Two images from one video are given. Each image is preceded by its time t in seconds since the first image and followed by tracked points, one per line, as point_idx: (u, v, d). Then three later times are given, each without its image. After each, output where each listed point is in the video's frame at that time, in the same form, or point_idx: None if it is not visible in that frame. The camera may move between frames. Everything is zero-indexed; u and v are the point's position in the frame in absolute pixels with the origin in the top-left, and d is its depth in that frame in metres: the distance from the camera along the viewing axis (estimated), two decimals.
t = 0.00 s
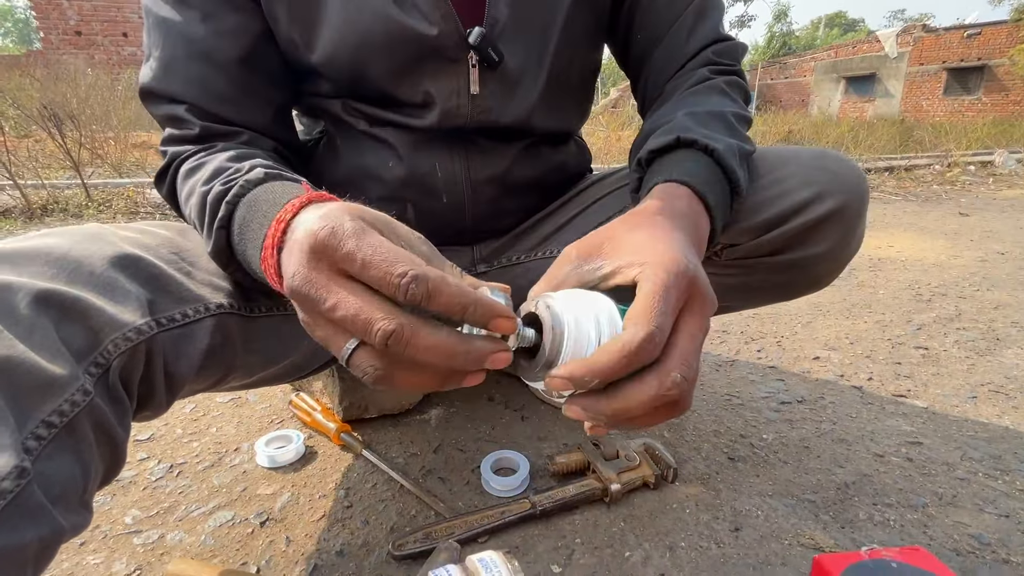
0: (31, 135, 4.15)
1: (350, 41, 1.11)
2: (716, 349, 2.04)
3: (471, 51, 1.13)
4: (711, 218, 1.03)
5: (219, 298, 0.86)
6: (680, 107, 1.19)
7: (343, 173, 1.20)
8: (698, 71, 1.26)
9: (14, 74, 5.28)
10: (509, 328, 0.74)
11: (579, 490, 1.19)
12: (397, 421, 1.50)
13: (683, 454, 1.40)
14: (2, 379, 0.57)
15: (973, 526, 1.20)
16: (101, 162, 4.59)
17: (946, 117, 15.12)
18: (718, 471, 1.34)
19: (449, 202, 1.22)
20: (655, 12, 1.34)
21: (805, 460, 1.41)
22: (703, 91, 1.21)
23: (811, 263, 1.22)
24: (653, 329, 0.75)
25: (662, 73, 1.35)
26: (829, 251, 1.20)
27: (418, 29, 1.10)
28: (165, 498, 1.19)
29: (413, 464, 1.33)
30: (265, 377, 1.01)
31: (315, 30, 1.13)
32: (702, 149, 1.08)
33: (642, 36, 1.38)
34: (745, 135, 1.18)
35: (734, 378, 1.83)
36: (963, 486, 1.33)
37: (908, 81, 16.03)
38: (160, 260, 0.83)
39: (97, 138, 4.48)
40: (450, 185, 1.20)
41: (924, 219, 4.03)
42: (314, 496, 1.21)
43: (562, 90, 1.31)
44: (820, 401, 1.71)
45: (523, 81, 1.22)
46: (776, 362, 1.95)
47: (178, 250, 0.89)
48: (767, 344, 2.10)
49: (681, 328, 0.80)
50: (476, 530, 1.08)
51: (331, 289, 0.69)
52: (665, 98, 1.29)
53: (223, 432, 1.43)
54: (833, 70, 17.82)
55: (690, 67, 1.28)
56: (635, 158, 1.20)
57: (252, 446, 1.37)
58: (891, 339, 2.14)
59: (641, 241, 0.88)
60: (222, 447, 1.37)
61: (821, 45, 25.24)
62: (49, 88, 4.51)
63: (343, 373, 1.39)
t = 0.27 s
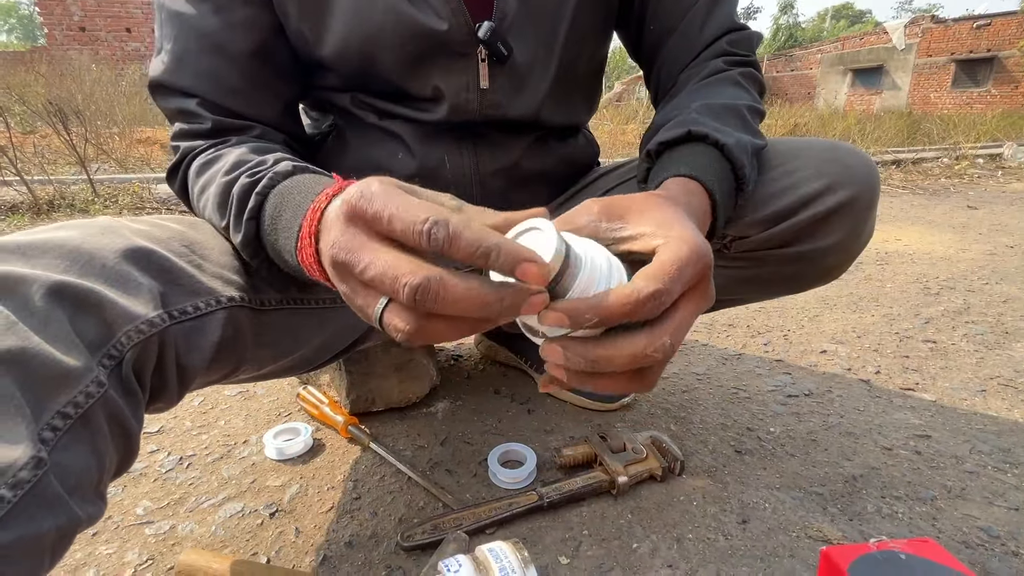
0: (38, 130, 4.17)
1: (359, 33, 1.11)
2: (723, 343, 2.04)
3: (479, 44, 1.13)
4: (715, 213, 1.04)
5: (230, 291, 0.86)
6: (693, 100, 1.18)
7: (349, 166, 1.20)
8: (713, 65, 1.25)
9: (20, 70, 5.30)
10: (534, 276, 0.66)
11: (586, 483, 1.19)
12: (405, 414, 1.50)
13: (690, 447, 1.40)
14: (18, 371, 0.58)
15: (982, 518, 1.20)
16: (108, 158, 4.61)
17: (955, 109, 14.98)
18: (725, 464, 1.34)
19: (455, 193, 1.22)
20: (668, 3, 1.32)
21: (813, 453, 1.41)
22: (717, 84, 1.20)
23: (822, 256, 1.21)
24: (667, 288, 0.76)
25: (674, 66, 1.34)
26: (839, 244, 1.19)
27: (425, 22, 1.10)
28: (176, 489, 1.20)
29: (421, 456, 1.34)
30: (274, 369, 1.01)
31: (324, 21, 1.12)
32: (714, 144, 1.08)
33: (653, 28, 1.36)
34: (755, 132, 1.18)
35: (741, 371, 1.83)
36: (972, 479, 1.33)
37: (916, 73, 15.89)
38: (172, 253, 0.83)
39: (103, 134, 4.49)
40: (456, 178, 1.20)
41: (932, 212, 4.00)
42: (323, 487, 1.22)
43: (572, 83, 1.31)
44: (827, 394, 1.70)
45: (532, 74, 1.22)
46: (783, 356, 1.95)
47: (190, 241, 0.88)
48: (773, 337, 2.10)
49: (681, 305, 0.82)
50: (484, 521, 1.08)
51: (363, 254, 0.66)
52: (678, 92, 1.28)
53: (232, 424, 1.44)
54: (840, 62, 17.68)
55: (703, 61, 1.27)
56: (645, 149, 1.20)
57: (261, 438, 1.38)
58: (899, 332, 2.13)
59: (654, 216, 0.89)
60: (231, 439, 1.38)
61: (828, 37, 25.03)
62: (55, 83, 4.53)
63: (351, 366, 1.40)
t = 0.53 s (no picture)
0: (42, 131, 4.18)
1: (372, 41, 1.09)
2: (726, 342, 2.04)
3: (509, 44, 1.11)
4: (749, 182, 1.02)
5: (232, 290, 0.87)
6: (717, 84, 1.17)
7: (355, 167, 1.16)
8: (726, 60, 1.24)
9: (23, 71, 5.32)
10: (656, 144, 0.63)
11: (589, 483, 1.19)
12: (408, 413, 1.50)
13: (693, 446, 1.40)
14: (21, 372, 0.59)
15: (987, 518, 1.19)
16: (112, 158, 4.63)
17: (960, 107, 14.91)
18: (728, 463, 1.34)
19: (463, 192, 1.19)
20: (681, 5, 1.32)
21: (816, 452, 1.40)
22: (734, 76, 1.19)
23: (828, 259, 1.20)
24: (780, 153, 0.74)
25: (683, 65, 1.33)
26: (845, 246, 1.19)
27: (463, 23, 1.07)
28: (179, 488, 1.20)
29: (423, 455, 1.34)
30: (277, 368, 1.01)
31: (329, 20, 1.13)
32: (746, 120, 1.06)
33: (663, 31, 1.36)
34: (774, 120, 1.18)
35: (744, 370, 1.83)
36: (976, 478, 1.32)
37: (920, 71, 15.82)
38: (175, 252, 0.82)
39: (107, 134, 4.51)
40: (465, 177, 1.18)
41: (936, 210, 3.99)
42: (325, 486, 1.22)
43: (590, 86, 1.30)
44: (831, 393, 1.70)
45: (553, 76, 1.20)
46: (786, 355, 1.94)
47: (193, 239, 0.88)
48: (776, 336, 2.09)
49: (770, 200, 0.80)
50: (487, 520, 1.09)
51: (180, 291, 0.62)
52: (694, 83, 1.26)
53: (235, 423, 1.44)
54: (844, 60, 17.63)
55: (718, 56, 1.27)
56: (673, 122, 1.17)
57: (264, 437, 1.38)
58: (903, 331, 2.12)
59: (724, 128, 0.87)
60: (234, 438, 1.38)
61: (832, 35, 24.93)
62: (59, 84, 4.54)
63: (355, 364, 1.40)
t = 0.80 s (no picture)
0: (41, 132, 4.18)
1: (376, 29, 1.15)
2: (726, 342, 2.03)
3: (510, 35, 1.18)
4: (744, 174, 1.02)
5: (226, 293, 0.86)
6: (714, 79, 1.17)
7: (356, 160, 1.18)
8: (724, 57, 1.24)
9: (23, 73, 5.32)
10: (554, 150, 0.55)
11: (588, 484, 1.18)
12: (406, 414, 1.50)
13: (693, 447, 1.39)
14: (18, 370, 0.57)
15: (989, 519, 1.19)
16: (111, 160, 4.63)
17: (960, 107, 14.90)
18: (729, 464, 1.33)
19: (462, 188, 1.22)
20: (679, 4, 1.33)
21: (817, 453, 1.40)
22: (732, 72, 1.19)
23: (825, 255, 1.20)
24: (764, 155, 0.75)
25: (682, 61, 1.32)
26: (843, 241, 1.19)
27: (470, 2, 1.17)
28: (177, 490, 1.20)
29: (422, 457, 1.33)
30: (274, 369, 1.01)
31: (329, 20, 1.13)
32: (739, 113, 1.07)
33: (662, 29, 1.35)
34: (772, 116, 1.18)
35: (744, 371, 1.82)
36: (978, 479, 1.32)
37: (920, 71, 15.81)
38: (171, 251, 0.82)
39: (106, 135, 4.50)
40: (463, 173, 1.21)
41: (937, 210, 3.98)
42: (324, 488, 1.22)
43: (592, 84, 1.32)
44: (832, 394, 1.69)
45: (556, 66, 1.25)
46: (787, 355, 1.93)
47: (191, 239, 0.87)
48: (776, 337, 2.08)
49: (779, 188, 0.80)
50: (486, 522, 1.08)
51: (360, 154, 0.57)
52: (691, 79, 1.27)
53: (233, 425, 1.44)
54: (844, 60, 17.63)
55: (717, 53, 1.26)
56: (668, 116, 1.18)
57: (262, 439, 1.38)
58: (903, 331, 2.11)
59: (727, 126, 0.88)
60: (232, 440, 1.38)
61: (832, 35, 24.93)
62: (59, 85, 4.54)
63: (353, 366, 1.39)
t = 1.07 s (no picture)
0: (43, 138, 4.19)
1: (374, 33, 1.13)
2: (727, 346, 2.03)
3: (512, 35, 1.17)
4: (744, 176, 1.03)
5: (228, 300, 0.86)
6: (715, 84, 1.18)
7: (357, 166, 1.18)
8: (726, 63, 1.24)
9: (24, 79, 5.33)
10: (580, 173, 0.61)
11: (589, 489, 1.18)
12: (407, 419, 1.50)
13: (694, 452, 1.39)
14: (18, 377, 0.57)
15: (991, 524, 1.18)
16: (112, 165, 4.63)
17: (959, 110, 14.93)
18: (730, 469, 1.33)
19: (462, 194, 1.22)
20: (681, 9, 1.32)
21: (819, 457, 1.39)
22: (733, 77, 1.20)
23: (826, 260, 1.20)
24: (754, 167, 0.78)
25: (684, 66, 1.32)
26: (843, 248, 1.19)
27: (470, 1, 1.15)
28: (178, 496, 1.20)
29: (423, 462, 1.33)
30: (275, 375, 1.01)
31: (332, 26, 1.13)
32: (741, 116, 1.07)
33: (666, 35, 1.35)
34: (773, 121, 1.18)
35: (745, 375, 1.82)
36: (980, 484, 1.31)
37: (920, 74, 15.85)
38: (172, 258, 0.82)
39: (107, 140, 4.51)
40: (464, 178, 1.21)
41: (937, 213, 3.98)
42: (324, 494, 1.21)
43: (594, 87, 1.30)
44: (833, 398, 1.69)
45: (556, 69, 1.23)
46: (787, 359, 1.93)
47: (192, 245, 0.88)
48: (777, 340, 2.08)
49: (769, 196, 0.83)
50: (487, 528, 1.08)
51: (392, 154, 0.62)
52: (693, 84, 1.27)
53: (234, 430, 1.44)
54: (843, 64, 17.66)
55: (719, 59, 1.27)
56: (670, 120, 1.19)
57: (263, 444, 1.38)
58: (904, 335, 2.11)
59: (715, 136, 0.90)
60: (233, 445, 1.38)
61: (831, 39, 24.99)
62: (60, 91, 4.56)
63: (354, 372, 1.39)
